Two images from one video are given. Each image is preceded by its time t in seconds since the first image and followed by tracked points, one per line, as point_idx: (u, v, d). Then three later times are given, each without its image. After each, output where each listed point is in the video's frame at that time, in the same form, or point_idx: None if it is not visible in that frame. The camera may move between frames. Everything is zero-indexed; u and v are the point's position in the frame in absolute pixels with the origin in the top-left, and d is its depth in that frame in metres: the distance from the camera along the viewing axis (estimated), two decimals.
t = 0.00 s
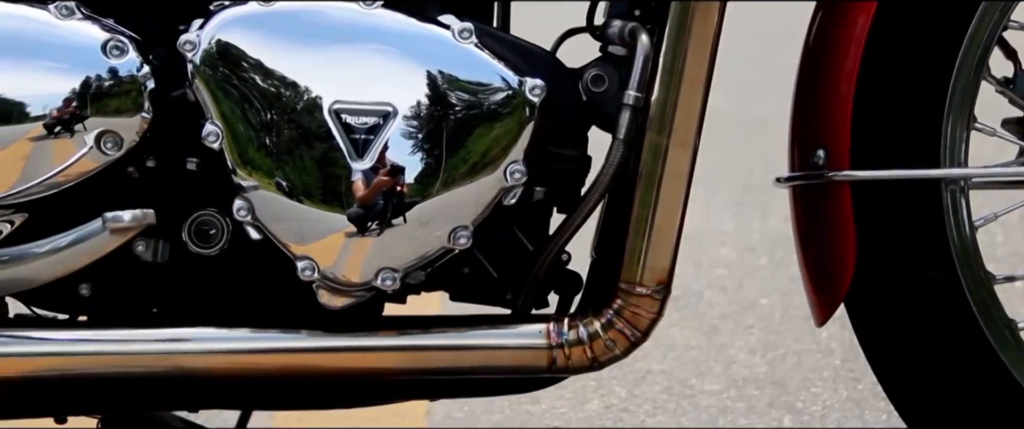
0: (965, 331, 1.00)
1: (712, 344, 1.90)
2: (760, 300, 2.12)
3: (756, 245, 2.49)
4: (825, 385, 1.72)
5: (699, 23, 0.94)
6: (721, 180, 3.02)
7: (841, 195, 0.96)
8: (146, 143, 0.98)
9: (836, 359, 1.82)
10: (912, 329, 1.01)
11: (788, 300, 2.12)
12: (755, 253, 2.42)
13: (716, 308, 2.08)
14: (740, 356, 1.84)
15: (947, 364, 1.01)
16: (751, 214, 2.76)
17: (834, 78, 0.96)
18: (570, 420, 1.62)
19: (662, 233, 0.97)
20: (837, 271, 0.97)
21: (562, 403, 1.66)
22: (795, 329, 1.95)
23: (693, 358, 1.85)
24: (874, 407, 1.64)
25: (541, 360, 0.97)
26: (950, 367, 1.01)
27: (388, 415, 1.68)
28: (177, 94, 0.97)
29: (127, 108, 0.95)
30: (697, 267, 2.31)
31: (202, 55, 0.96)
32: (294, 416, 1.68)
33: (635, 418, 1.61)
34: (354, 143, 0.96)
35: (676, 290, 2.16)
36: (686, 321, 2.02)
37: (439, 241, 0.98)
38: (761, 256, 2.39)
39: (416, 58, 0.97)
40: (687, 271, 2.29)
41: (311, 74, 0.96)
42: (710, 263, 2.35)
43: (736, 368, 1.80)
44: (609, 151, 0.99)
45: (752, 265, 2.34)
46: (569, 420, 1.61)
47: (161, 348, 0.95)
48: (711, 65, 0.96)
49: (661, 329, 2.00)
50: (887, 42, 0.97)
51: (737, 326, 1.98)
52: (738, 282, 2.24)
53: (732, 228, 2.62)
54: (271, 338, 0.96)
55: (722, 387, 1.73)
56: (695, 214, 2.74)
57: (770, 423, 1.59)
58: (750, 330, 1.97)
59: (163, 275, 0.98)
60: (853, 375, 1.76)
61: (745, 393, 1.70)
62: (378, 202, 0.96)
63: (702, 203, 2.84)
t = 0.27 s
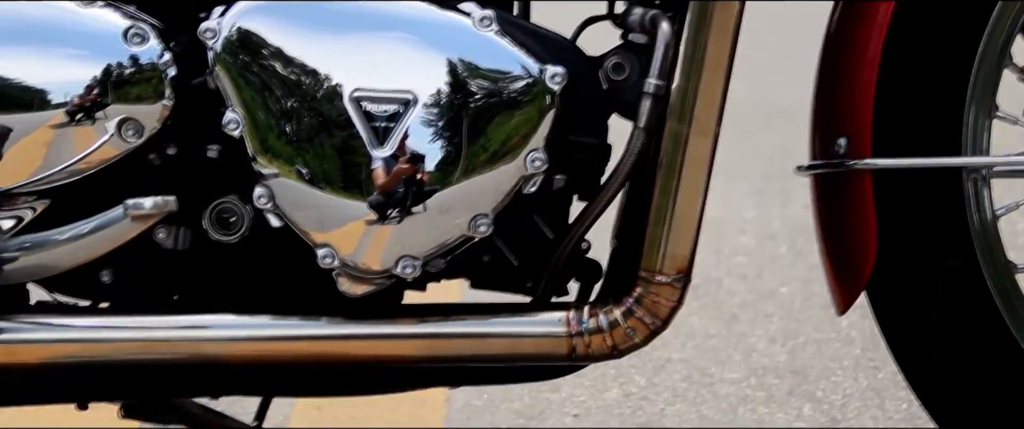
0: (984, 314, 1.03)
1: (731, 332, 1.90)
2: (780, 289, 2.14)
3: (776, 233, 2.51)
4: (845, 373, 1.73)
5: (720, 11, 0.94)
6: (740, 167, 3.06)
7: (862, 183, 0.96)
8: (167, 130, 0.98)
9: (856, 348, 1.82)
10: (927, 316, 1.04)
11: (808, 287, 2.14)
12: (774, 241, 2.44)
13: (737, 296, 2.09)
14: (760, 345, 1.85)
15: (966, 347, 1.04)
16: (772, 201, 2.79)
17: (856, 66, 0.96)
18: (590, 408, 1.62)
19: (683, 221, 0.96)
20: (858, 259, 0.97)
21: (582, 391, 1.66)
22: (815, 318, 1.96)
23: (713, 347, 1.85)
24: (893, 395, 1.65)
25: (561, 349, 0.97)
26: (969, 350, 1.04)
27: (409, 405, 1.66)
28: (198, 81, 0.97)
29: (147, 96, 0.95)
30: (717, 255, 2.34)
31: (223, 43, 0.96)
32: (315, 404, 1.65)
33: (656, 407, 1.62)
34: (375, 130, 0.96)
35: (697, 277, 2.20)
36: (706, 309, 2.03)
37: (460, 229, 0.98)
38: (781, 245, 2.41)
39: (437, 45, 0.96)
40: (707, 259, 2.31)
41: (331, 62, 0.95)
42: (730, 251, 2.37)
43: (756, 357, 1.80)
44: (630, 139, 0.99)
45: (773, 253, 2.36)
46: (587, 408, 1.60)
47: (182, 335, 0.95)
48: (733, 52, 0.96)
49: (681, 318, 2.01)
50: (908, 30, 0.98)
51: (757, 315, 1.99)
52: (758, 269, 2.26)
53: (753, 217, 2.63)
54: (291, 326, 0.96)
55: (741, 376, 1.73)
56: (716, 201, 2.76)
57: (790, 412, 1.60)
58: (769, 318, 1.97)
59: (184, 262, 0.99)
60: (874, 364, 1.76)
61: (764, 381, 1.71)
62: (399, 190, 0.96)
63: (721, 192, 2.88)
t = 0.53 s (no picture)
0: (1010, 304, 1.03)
1: (755, 322, 1.90)
2: (804, 277, 2.16)
3: (800, 222, 2.57)
4: (870, 361, 1.72)
5: None
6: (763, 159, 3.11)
7: (888, 172, 0.96)
8: (192, 117, 0.98)
9: (881, 337, 1.81)
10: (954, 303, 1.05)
11: (832, 276, 2.16)
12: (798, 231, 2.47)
13: (761, 285, 2.11)
14: (784, 335, 1.85)
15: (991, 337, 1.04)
16: (795, 192, 2.85)
17: (880, 53, 0.95)
18: (613, 397, 1.60)
19: (707, 209, 0.96)
20: (883, 247, 0.97)
21: (606, 379, 1.64)
22: (839, 307, 1.97)
23: (736, 336, 1.85)
24: (918, 385, 1.63)
25: (585, 337, 0.97)
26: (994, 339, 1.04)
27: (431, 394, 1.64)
28: (222, 69, 0.97)
29: (172, 83, 0.95)
30: (742, 245, 2.36)
31: (248, 31, 0.96)
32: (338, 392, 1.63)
33: (679, 396, 1.60)
34: (399, 118, 0.97)
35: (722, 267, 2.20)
36: (730, 298, 2.03)
37: (484, 217, 0.98)
38: (804, 233, 2.46)
39: (461, 33, 0.97)
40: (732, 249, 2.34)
41: (355, 49, 0.96)
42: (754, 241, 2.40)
43: (781, 346, 1.79)
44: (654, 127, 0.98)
45: (796, 243, 2.39)
46: (611, 397, 1.59)
47: (206, 322, 0.95)
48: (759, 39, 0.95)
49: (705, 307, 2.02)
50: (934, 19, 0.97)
51: (781, 304, 2.00)
52: (782, 259, 2.27)
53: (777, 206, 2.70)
54: (316, 313, 0.96)
55: (765, 365, 1.72)
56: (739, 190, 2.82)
57: (815, 401, 1.59)
58: (794, 308, 1.98)
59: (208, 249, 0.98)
60: (898, 353, 1.75)
61: (790, 370, 1.70)
62: (423, 177, 0.97)
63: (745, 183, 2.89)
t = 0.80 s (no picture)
0: None
1: (785, 315, 1.89)
2: (834, 269, 2.13)
3: (830, 215, 2.52)
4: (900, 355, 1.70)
5: None
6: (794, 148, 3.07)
7: (919, 165, 0.96)
8: (223, 108, 0.97)
9: (911, 330, 1.79)
10: (981, 294, 1.05)
11: (863, 269, 2.13)
12: (827, 223, 2.42)
13: (790, 277, 2.09)
14: (814, 327, 1.84)
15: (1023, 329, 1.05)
16: (825, 184, 2.76)
17: (912, 46, 0.94)
18: (642, 389, 1.60)
19: (737, 201, 0.96)
20: (914, 240, 0.96)
21: (634, 371, 1.64)
22: (870, 299, 1.96)
23: (765, 330, 1.83)
24: (949, 377, 1.61)
25: (614, 329, 0.97)
26: None
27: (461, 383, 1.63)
28: (253, 59, 0.97)
29: (204, 74, 0.95)
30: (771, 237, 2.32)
31: (278, 21, 0.96)
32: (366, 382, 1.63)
33: (708, 388, 1.60)
34: (429, 109, 0.96)
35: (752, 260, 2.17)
36: (761, 290, 2.02)
37: (513, 208, 0.98)
38: (835, 226, 2.41)
39: (492, 23, 0.97)
40: (760, 241, 2.32)
41: (386, 41, 0.96)
42: (783, 233, 2.36)
43: (810, 338, 1.79)
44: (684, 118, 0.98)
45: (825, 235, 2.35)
46: (639, 389, 1.58)
47: (236, 313, 0.95)
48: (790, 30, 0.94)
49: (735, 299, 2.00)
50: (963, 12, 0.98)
51: (811, 297, 1.99)
52: (812, 252, 2.24)
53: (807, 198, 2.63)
54: (345, 303, 0.97)
55: (795, 358, 1.71)
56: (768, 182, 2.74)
57: (844, 393, 1.59)
58: (824, 300, 1.97)
59: (238, 238, 0.99)
60: (927, 346, 1.73)
61: (819, 362, 1.69)
62: (452, 169, 0.96)
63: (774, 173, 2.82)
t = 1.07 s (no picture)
0: None
1: (814, 309, 1.89)
2: (864, 264, 2.13)
3: (859, 209, 2.52)
4: (931, 351, 1.70)
5: None
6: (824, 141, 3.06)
7: (952, 158, 0.95)
8: (252, 101, 0.97)
9: (940, 326, 1.78)
10: (1007, 287, 1.07)
11: (892, 264, 2.12)
12: (856, 217, 2.44)
13: (820, 271, 2.09)
14: (842, 321, 1.84)
15: None
16: (854, 177, 2.77)
17: (942, 41, 0.94)
18: (670, 383, 1.60)
19: (768, 196, 0.95)
20: (945, 233, 0.96)
21: (663, 365, 1.64)
22: (899, 294, 1.95)
23: (794, 323, 1.84)
24: (980, 373, 1.60)
25: (643, 323, 0.97)
26: None
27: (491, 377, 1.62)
28: (283, 52, 0.96)
29: (234, 67, 0.96)
30: (800, 231, 2.32)
31: (308, 14, 0.96)
32: (395, 375, 1.63)
33: (736, 382, 1.60)
34: (458, 103, 0.96)
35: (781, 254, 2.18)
36: (790, 283, 2.03)
37: (542, 201, 0.98)
38: (864, 219, 2.41)
39: (521, 18, 0.98)
40: (790, 235, 2.32)
41: (414, 34, 0.97)
42: (812, 227, 2.36)
43: (839, 333, 1.79)
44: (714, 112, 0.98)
45: (855, 229, 2.36)
46: (667, 383, 1.59)
47: (267, 306, 0.96)
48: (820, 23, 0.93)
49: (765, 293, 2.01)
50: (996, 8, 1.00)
51: (840, 290, 1.99)
52: (841, 245, 2.24)
53: (836, 192, 2.64)
54: (374, 297, 0.97)
55: (824, 352, 1.71)
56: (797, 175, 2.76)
57: (873, 389, 1.58)
58: (854, 295, 1.97)
59: (268, 231, 0.99)
60: (959, 341, 1.72)
61: (848, 357, 1.69)
62: (481, 162, 0.96)
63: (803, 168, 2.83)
